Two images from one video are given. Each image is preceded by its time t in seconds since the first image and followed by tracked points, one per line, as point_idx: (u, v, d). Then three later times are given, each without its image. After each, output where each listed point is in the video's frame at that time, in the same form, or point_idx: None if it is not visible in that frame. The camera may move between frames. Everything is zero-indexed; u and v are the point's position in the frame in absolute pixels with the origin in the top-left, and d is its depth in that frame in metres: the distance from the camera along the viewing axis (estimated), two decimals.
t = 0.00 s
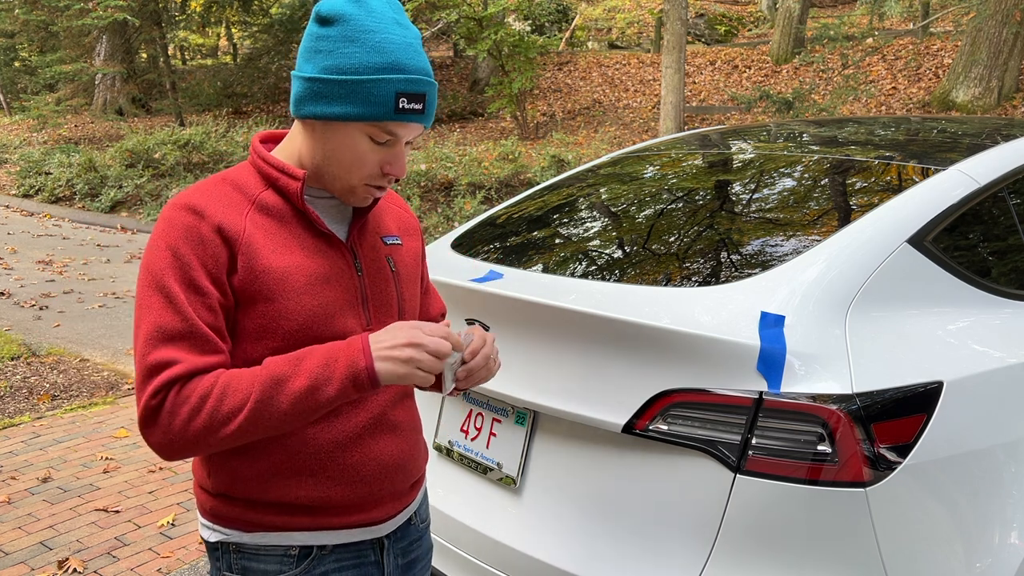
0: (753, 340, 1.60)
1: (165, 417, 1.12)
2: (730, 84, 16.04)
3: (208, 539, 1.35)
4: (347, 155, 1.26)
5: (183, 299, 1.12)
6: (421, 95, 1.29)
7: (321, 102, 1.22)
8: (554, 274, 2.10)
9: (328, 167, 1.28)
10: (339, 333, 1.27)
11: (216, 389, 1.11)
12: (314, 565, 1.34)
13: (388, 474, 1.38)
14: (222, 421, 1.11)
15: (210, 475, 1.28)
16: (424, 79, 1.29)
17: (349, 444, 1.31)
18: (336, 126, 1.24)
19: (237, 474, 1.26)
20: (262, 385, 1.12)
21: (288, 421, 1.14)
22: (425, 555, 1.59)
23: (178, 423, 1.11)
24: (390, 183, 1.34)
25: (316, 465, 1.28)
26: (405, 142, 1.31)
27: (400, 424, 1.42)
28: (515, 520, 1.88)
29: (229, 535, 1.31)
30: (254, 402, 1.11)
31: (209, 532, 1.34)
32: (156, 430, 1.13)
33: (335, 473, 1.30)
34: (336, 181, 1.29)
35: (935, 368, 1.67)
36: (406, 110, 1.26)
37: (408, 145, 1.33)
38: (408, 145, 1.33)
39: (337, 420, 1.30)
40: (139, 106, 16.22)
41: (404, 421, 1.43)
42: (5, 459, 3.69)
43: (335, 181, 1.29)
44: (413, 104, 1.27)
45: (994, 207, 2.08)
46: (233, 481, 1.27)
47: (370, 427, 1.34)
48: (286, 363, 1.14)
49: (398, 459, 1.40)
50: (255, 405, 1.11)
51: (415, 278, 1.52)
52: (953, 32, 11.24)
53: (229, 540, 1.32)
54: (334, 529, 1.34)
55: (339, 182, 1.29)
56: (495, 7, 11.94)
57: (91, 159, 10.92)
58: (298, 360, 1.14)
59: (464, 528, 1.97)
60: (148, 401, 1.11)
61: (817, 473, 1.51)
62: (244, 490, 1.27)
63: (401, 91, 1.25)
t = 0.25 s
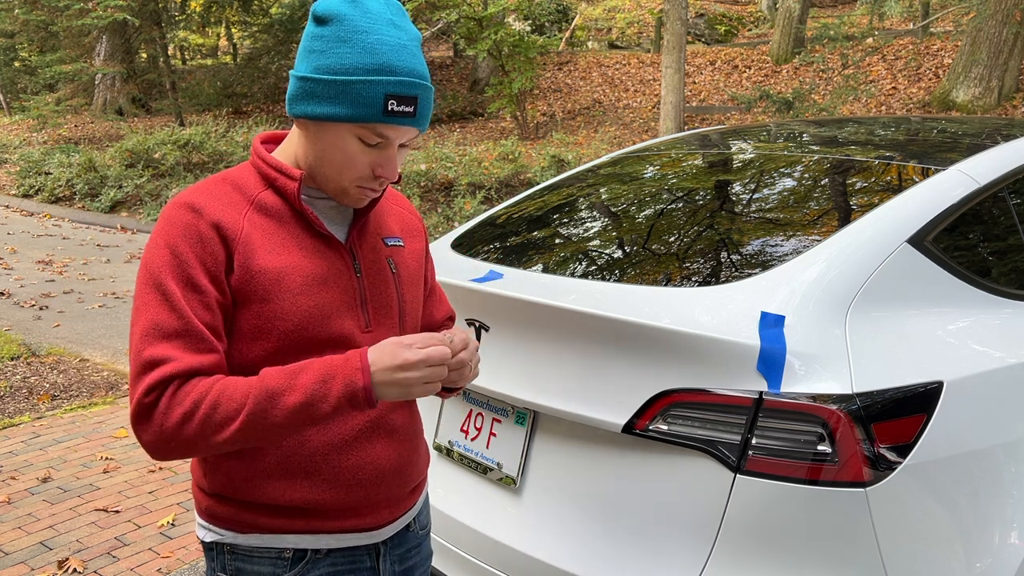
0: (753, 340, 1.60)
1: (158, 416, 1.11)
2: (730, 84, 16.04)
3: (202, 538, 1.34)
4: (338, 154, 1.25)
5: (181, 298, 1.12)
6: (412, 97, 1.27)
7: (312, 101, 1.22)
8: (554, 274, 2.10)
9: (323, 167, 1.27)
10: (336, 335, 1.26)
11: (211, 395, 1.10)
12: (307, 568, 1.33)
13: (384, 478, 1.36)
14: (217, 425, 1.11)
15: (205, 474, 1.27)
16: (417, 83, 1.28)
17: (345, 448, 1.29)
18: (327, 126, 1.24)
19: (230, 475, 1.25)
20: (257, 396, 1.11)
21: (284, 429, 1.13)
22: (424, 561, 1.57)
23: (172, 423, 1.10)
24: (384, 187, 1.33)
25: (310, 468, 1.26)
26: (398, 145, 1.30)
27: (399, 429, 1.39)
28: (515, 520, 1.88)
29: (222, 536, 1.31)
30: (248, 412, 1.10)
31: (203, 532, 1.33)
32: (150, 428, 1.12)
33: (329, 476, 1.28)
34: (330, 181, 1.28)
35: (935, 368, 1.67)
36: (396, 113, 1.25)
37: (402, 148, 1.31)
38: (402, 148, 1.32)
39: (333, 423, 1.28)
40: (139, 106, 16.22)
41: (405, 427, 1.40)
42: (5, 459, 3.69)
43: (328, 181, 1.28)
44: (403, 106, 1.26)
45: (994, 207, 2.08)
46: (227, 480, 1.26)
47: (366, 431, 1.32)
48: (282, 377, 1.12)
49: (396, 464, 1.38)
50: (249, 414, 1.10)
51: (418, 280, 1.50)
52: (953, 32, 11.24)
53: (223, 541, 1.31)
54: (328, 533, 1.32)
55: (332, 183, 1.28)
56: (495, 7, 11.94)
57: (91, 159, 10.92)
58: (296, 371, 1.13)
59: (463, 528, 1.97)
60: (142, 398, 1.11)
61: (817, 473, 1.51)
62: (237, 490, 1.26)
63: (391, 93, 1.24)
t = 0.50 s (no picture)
0: (753, 340, 1.60)
1: (166, 422, 1.13)
2: (730, 84, 16.04)
3: (200, 537, 1.34)
4: (332, 152, 1.25)
5: (182, 302, 1.13)
6: (407, 94, 1.25)
7: (308, 98, 1.22)
8: (554, 274, 2.10)
9: (319, 165, 1.26)
10: (335, 337, 1.25)
11: (212, 401, 1.12)
12: (302, 569, 1.31)
13: (383, 481, 1.34)
14: (221, 429, 1.13)
15: (206, 473, 1.28)
16: (413, 81, 1.27)
17: (343, 449, 1.29)
18: (323, 123, 1.23)
19: (230, 474, 1.26)
20: (253, 400, 1.12)
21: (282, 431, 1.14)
22: (423, 565, 1.54)
23: (179, 429, 1.12)
24: (381, 186, 1.31)
25: (307, 468, 1.26)
26: (394, 144, 1.28)
27: (400, 431, 1.38)
28: (515, 520, 1.88)
29: (219, 535, 1.30)
30: (247, 416, 1.12)
31: (201, 530, 1.33)
32: (160, 434, 1.14)
33: (327, 478, 1.28)
34: (326, 179, 1.27)
35: (935, 369, 1.67)
36: (390, 111, 1.23)
37: (398, 148, 1.30)
38: (398, 148, 1.30)
39: (331, 424, 1.27)
40: (139, 106, 16.22)
41: (406, 429, 1.39)
42: (5, 459, 3.69)
43: (323, 179, 1.27)
44: (398, 104, 1.24)
45: (994, 207, 2.08)
46: (227, 480, 1.26)
47: (363, 433, 1.31)
48: (276, 380, 1.14)
49: (395, 466, 1.36)
50: (249, 419, 1.12)
51: (422, 280, 1.49)
52: (953, 32, 11.24)
53: (218, 539, 1.30)
54: (324, 535, 1.31)
55: (328, 181, 1.27)
56: (495, 7, 11.94)
57: (91, 159, 10.91)
58: (289, 375, 1.14)
59: (463, 528, 1.97)
60: (150, 407, 1.13)
61: (817, 473, 1.51)
62: (236, 490, 1.26)
63: (384, 91, 1.23)
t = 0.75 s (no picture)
0: (753, 340, 1.60)
1: (170, 421, 1.14)
2: (730, 84, 16.03)
3: (200, 536, 1.34)
4: (319, 149, 1.24)
5: (180, 299, 1.13)
6: (388, 87, 1.23)
7: (291, 96, 1.21)
8: (554, 274, 2.10)
9: (309, 164, 1.26)
10: (332, 335, 1.25)
11: (216, 401, 1.13)
12: (302, 570, 1.31)
13: (382, 482, 1.34)
14: (227, 426, 1.14)
15: (206, 472, 1.28)
16: (394, 72, 1.24)
17: (342, 450, 1.28)
18: (308, 121, 1.23)
19: (229, 473, 1.26)
20: (255, 402, 1.13)
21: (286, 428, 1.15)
22: (424, 568, 1.53)
23: (184, 428, 1.13)
24: (372, 181, 1.30)
25: (307, 467, 1.26)
26: (381, 138, 1.27)
27: (400, 433, 1.37)
28: (515, 520, 1.88)
29: (219, 534, 1.30)
30: (250, 417, 1.13)
31: (201, 529, 1.33)
32: (166, 433, 1.15)
33: (326, 478, 1.28)
34: (316, 178, 1.27)
35: (935, 368, 1.67)
36: (370, 104, 1.22)
37: (386, 142, 1.28)
38: (387, 142, 1.28)
39: (330, 425, 1.27)
40: (139, 106, 16.23)
41: (407, 432, 1.39)
42: (5, 459, 3.69)
43: (314, 177, 1.27)
44: (379, 97, 1.22)
45: (994, 207, 2.07)
46: (227, 479, 1.26)
47: (363, 434, 1.30)
48: (276, 382, 1.14)
49: (395, 467, 1.35)
50: (251, 419, 1.13)
51: (422, 281, 1.47)
52: (953, 32, 11.24)
53: (219, 539, 1.30)
54: (324, 536, 1.30)
55: (318, 179, 1.27)
56: (495, 7, 11.94)
57: (91, 159, 10.91)
58: (288, 375, 1.15)
59: (463, 528, 1.97)
60: (153, 407, 1.14)
61: (817, 473, 1.51)
62: (236, 488, 1.26)
63: (364, 84, 1.21)
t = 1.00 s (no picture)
0: (752, 340, 1.60)
1: (157, 425, 1.14)
2: (730, 84, 16.03)
3: (201, 537, 1.34)
4: (308, 154, 1.23)
5: (172, 304, 1.13)
6: (373, 89, 1.21)
7: (278, 102, 1.21)
8: (553, 274, 2.10)
9: (302, 167, 1.25)
10: (330, 337, 1.25)
11: (203, 407, 1.12)
12: (303, 571, 1.31)
13: (383, 483, 1.34)
14: (209, 435, 1.13)
15: (206, 474, 1.29)
16: (379, 73, 1.22)
17: (342, 450, 1.28)
18: (296, 125, 1.22)
19: (229, 476, 1.26)
20: (242, 410, 1.12)
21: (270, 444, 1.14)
22: (426, 569, 1.53)
23: (168, 433, 1.13)
24: (364, 184, 1.28)
25: (307, 469, 1.26)
26: (370, 140, 1.25)
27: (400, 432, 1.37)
28: (515, 520, 1.88)
29: (221, 535, 1.30)
30: (236, 425, 1.12)
31: (203, 530, 1.33)
32: (150, 435, 1.15)
33: (327, 479, 1.27)
34: (309, 180, 1.26)
35: (935, 368, 1.67)
36: (354, 108, 1.20)
37: (376, 144, 1.27)
38: (377, 144, 1.27)
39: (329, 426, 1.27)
40: (139, 106, 16.23)
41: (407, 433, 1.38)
42: (5, 459, 3.69)
43: (307, 180, 1.26)
44: (363, 100, 1.21)
45: (994, 207, 2.07)
46: (227, 481, 1.27)
47: (363, 433, 1.31)
48: (268, 393, 1.14)
49: (395, 467, 1.35)
50: (237, 427, 1.12)
51: (421, 280, 1.46)
52: (953, 32, 11.24)
53: (220, 539, 1.31)
54: (326, 536, 1.30)
55: (310, 182, 1.26)
56: (495, 7, 11.94)
57: (91, 159, 10.91)
58: (278, 387, 1.14)
59: (463, 527, 1.97)
60: (140, 410, 1.14)
61: (817, 473, 1.51)
62: (236, 490, 1.26)
63: (347, 87, 1.19)
